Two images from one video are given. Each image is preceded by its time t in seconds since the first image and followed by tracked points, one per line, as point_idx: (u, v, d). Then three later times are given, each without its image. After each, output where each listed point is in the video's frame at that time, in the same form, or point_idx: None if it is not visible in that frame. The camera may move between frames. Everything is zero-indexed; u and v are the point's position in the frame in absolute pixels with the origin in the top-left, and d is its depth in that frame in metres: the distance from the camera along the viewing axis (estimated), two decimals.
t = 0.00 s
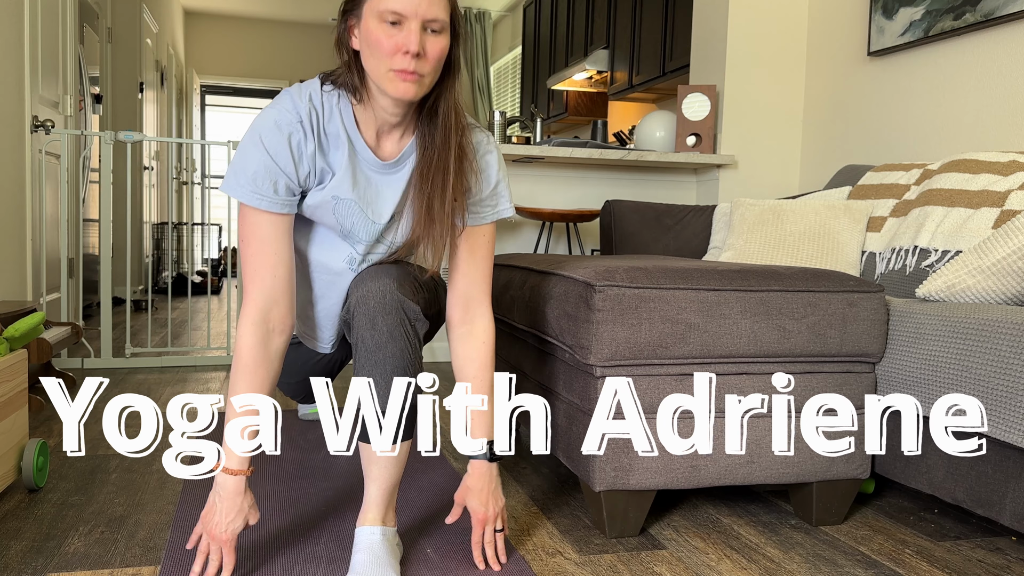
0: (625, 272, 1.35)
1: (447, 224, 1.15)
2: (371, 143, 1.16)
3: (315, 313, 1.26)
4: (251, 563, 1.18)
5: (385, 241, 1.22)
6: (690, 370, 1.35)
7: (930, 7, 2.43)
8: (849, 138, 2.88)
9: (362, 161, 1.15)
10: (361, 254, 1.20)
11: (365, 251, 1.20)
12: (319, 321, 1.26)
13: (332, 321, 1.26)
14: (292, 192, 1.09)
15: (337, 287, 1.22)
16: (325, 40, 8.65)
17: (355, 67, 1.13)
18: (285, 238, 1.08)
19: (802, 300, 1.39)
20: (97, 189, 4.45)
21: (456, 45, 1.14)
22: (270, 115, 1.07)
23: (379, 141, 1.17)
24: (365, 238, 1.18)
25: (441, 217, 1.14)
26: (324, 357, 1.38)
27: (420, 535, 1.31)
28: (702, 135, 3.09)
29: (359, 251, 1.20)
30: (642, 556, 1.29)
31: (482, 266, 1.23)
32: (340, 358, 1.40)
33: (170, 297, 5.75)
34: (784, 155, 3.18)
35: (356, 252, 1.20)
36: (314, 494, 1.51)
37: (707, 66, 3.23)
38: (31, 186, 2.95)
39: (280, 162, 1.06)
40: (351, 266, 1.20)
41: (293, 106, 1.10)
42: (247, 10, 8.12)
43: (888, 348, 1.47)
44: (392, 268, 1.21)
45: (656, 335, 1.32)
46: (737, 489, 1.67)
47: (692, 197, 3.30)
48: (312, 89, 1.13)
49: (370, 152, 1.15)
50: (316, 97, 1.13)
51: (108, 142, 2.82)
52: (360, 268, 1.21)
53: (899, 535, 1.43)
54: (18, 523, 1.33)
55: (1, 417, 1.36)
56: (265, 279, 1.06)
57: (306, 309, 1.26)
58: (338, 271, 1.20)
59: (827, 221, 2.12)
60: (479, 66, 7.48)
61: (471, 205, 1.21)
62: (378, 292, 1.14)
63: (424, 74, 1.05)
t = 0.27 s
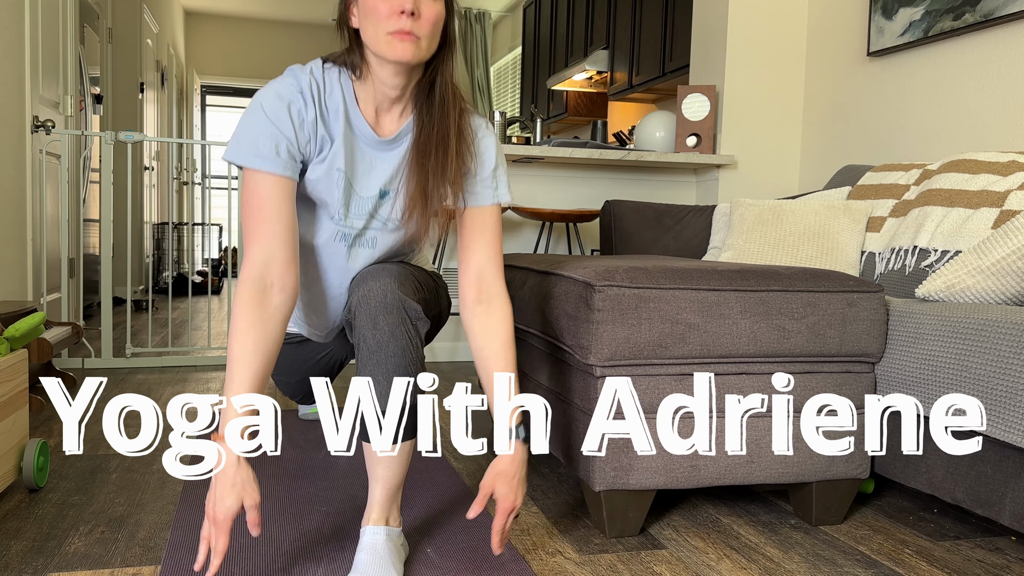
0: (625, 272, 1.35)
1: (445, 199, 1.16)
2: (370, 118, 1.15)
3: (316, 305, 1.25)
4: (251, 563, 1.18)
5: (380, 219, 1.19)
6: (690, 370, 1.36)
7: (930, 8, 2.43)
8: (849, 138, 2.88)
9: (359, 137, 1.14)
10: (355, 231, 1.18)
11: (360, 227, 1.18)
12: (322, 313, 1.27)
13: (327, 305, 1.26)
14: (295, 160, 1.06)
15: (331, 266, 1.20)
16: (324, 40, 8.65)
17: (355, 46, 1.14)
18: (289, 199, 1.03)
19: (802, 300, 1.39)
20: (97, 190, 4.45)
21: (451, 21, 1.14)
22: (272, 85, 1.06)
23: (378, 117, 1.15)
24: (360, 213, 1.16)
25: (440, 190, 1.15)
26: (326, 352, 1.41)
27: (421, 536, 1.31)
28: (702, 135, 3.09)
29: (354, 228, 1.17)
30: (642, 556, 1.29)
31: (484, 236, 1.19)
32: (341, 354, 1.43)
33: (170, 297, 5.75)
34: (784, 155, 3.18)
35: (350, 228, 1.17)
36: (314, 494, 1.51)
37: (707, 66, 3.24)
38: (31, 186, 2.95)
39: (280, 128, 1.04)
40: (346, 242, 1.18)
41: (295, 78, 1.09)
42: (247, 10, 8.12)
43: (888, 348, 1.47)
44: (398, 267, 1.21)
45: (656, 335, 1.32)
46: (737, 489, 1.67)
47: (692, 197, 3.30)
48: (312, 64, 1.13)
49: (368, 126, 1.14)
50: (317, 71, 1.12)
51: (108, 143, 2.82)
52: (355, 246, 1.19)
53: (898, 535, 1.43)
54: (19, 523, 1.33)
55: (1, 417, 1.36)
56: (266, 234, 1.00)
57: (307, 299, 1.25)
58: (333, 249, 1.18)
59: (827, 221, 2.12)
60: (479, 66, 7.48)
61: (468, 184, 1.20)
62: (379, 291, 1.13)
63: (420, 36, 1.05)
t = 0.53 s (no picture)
0: (625, 272, 1.35)
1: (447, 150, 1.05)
2: (362, 74, 1.07)
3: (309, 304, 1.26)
4: (251, 563, 1.18)
5: (379, 177, 1.10)
6: (690, 370, 1.36)
7: (930, 8, 2.43)
8: (849, 138, 2.88)
9: (351, 91, 1.06)
10: (355, 188, 1.09)
11: (360, 184, 1.09)
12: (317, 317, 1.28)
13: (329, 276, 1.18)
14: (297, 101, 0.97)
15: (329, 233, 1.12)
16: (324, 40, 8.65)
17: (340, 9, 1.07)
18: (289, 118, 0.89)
19: (802, 301, 1.40)
20: (97, 190, 4.45)
21: None
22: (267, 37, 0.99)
23: (371, 76, 1.08)
24: (357, 169, 1.07)
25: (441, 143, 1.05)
26: (331, 346, 1.35)
27: (421, 536, 1.31)
28: (702, 135, 3.09)
29: (353, 184, 1.08)
30: (642, 556, 1.30)
31: (503, 150, 0.97)
32: (347, 348, 1.37)
33: (170, 297, 5.75)
34: (784, 155, 3.18)
35: (350, 184, 1.08)
36: (314, 494, 1.51)
37: (707, 66, 3.24)
38: (31, 186, 2.95)
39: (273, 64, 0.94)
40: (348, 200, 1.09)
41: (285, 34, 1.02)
42: (246, 10, 8.12)
43: (888, 348, 1.47)
44: (400, 262, 1.19)
45: (656, 335, 1.32)
46: (737, 489, 1.67)
47: (692, 197, 3.30)
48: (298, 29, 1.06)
49: (360, 80, 1.06)
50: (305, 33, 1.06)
51: (109, 143, 2.82)
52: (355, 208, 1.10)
53: (898, 535, 1.43)
54: (19, 523, 1.33)
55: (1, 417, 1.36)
56: (261, 134, 0.83)
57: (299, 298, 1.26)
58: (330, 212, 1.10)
59: (827, 221, 2.12)
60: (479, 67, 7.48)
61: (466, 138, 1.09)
62: (382, 290, 1.12)
63: None
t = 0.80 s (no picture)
0: (625, 272, 1.35)
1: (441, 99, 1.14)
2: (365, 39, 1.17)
3: (318, 296, 1.32)
4: (251, 563, 1.18)
5: (380, 139, 1.17)
6: (690, 370, 1.36)
7: (930, 8, 2.43)
8: (849, 138, 2.88)
9: (354, 54, 1.15)
10: (359, 144, 1.15)
11: (365, 140, 1.16)
12: (326, 309, 1.35)
13: (340, 237, 1.22)
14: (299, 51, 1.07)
15: (335, 192, 1.17)
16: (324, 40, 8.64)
17: None
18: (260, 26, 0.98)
19: (801, 301, 1.39)
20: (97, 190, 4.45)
21: None
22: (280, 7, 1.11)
23: (372, 43, 1.18)
24: (361, 125, 1.15)
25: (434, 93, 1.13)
26: (335, 338, 1.43)
27: (421, 536, 1.32)
28: (702, 135, 3.09)
29: (358, 140, 1.15)
30: (642, 556, 1.30)
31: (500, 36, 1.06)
32: (350, 340, 1.44)
33: (170, 297, 5.75)
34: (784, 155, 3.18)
35: (355, 141, 1.15)
36: (314, 494, 1.51)
37: (707, 66, 3.24)
38: (31, 186, 2.95)
39: (279, 18, 1.05)
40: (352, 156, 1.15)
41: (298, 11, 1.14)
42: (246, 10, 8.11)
43: (887, 348, 1.47)
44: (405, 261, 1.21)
45: (656, 335, 1.32)
46: (737, 489, 1.67)
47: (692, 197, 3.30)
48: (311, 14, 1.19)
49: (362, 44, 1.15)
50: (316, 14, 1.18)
51: (108, 143, 2.81)
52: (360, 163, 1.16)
53: (899, 535, 1.43)
54: (19, 523, 1.33)
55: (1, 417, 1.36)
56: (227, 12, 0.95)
57: (309, 290, 1.32)
58: (335, 168, 1.15)
59: (827, 221, 2.12)
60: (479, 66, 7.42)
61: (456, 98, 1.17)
62: (385, 290, 1.12)
63: None
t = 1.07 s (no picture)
0: (625, 272, 1.35)
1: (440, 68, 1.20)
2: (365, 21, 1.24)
3: (317, 293, 1.31)
4: (251, 563, 1.18)
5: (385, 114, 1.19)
6: (690, 370, 1.36)
7: (930, 8, 2.43)
8: (848, 138, 2.88)
9: (357, 34, 1.22)
10: (368, 112, 1.17)
11: (374, 111, 1.17)
12: (324, 306, 1.34)
13: (356, 204, 1.17)
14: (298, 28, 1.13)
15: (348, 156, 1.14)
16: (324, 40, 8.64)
17: None
18: None
19: (801, 301, 1.40)
20: (97, 190, 4.45)
21: None
22: None
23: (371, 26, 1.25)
24: (368, 94, 1.18)
25: (433, 59, 1.19)
26: (332, 336, 1.43)
27: (421, 536, 1.32)
28: (702, 135, 3.09)
29: (366, 108, 1.16)
30: (642, 556, 1.30)
31: None
32: (346, 340, 1.44)
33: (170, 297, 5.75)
34: (784, 155, 3.18)
35: (364, 109, 1.16)
36: (314, 494, 1.51)
37: (707, 66, 3.24)
38: (31, 186, 2.95)
39: None
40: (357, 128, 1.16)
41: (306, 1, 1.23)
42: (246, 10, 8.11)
43: (887, 348, 1.47)
44: (400, 262, 1.20)
45: (656, 335, 1.32)
46: (737, 489, 1.67)
47: (692, 197, 3.30)
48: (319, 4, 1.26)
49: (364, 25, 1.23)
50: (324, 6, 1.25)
51: (109, 143, 2.81)
52: (371, 129, 1.16)
53: (898, 535, 1.43)
54: (19, 523, 1.33)
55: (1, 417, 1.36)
56: None
57: (310, 286, 1.31)
58: (347, 132, 1.14)
59: (827, 221, 2.12)
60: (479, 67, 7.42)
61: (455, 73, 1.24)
62: (379, 293, 1.12)
63: None
